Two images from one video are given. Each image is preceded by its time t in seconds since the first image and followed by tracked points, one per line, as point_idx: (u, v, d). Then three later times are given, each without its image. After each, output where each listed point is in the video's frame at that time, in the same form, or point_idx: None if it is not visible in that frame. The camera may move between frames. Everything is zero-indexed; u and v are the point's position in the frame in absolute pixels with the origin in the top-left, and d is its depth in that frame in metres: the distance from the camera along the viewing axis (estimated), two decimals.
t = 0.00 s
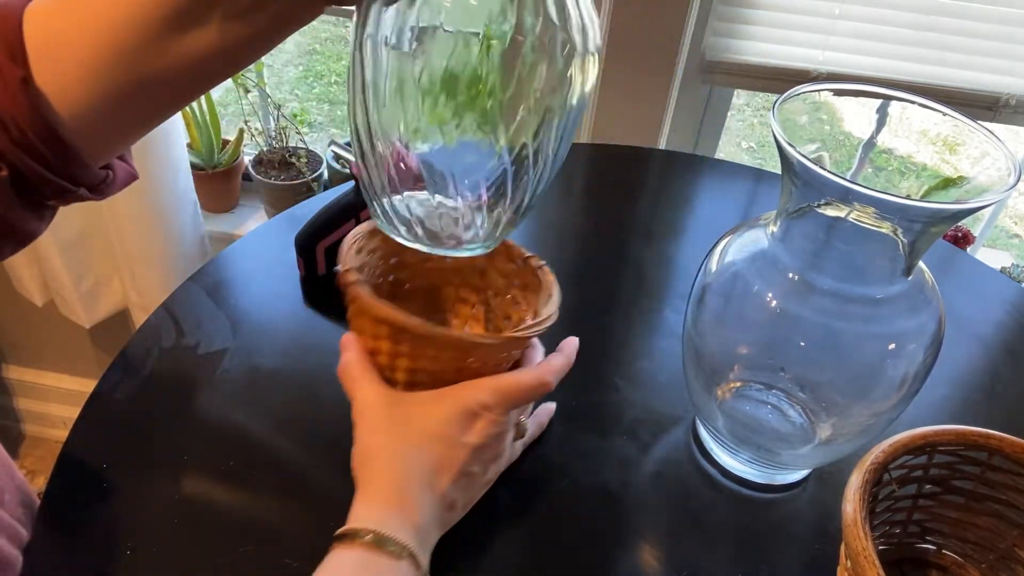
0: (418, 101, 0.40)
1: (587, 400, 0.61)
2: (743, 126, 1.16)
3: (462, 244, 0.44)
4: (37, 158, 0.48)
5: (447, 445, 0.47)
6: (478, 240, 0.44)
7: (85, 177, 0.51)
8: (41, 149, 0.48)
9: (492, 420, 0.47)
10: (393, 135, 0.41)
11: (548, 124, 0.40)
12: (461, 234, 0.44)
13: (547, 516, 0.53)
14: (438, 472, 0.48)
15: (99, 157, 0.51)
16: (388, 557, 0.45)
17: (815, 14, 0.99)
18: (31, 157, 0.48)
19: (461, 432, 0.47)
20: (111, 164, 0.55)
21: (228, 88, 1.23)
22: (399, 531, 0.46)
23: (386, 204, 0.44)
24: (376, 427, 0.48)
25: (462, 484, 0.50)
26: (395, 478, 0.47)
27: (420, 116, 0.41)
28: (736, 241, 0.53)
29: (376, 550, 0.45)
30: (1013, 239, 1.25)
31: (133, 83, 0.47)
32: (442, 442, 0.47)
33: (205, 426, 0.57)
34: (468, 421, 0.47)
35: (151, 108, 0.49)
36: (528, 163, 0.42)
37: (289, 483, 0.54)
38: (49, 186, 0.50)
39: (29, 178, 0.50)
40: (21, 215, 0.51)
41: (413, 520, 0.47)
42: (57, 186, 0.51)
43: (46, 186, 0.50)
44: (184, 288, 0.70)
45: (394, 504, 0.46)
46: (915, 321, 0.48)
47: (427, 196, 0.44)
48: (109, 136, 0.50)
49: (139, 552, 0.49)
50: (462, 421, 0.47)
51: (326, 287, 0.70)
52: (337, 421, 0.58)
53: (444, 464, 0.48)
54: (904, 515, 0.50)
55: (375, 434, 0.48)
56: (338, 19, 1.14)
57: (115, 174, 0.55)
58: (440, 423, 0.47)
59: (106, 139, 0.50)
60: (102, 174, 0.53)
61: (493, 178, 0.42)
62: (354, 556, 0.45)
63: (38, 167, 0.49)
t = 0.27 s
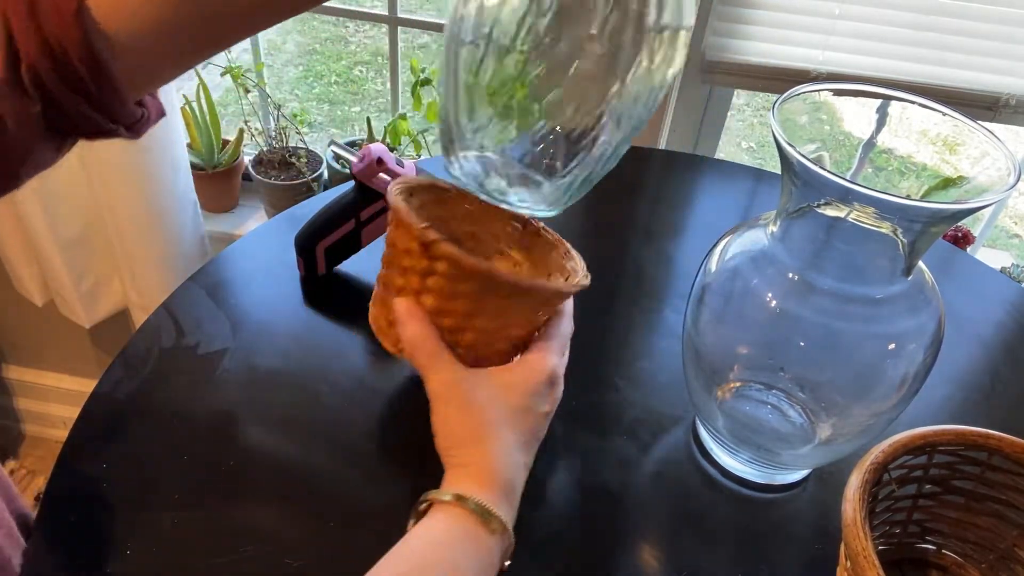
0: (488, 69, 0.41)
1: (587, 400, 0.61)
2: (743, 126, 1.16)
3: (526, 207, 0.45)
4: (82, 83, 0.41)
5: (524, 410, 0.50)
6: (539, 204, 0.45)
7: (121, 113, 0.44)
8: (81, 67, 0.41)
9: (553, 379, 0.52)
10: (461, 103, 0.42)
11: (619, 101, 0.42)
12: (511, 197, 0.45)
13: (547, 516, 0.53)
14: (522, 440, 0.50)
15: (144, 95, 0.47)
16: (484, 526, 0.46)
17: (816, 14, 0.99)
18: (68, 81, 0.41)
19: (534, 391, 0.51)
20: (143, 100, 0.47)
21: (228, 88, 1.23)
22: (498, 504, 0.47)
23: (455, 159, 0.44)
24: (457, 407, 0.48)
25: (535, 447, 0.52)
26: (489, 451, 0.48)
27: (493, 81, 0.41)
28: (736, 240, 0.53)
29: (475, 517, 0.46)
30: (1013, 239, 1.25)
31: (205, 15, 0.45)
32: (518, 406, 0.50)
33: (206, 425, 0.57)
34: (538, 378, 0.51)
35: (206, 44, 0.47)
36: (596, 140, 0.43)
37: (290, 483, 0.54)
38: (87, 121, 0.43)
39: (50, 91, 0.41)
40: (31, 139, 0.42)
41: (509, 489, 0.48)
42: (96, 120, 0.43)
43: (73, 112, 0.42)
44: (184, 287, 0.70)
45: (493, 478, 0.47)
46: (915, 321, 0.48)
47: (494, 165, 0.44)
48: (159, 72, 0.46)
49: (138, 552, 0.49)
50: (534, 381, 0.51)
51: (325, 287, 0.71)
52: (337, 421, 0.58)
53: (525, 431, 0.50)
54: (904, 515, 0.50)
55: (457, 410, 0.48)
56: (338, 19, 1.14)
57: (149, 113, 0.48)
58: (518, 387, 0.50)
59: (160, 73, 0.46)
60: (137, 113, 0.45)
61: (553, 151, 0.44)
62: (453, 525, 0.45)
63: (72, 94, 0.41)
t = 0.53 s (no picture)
0: (511, 90, 0.47)
1: (587, 400, 0.61)
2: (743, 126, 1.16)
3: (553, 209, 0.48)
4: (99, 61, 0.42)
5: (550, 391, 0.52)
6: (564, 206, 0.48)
7: (135, 97, 0.45)
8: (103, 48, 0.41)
9: (576, 360, 0.54)
10: (489, 116, 0.47)
11: (638, 117, 0.46)
12: (534, 202, 0.48)
13: (547, 516, 0.53)
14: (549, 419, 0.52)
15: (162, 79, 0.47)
16: (513, 504, 0.47)
17: (816, 14, 0.99)
18: (88, 62, 0.42)
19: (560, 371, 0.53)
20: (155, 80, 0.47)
21: (228, 88, 1.23)
22: (527, 482, 0.48)
23: (478, 159, 0.48)
24: (489, 387, 0.50)
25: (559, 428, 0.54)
26: (522, 430, 0.49)
27: (520, 99, 0.47)
28: (736, 242, 0.53)
29: (505, 495, 0.47)
30: (1013, 239, 1.25)
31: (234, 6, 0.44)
32: (547, 386, 0.52)
33: (206, 426, 0.57)
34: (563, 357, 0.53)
35: (233, 31, 0.46)
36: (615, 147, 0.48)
37: (290, 483, 0.54)
38: (101, 104, 0.44)
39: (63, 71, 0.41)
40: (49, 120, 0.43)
41: (539, 468, 0.49)
42: (110, 104, 0.44)
43: (87, 91, 0.43)
44: (184, 288, 0.70)
45: (525, 455, 0.49)
46: (914, 321, 0.48)
47: (513, 168, 0.49)
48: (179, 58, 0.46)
49: (138, 552, 0.49)
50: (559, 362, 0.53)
51: (324, 287, 0.71)
52: (337, 421, 0.58)
53: (552, 412, 0.52)
54: (904, 515, 0.50)
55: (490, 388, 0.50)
56: (337, 19, 1.13)
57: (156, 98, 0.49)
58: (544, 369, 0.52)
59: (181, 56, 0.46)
60: (149, 97, 0.47)
61: (569, 160, 0.49)
62: (486, 500, 0.47)
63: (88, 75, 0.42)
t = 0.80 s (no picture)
0: (515, 88, 0.47)
1: (587, 401, 0.61)
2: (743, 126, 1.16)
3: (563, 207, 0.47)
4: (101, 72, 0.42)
5: (547, 390, 0.51)
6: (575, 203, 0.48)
7: (138, 104, 0.45)
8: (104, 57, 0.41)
9: (583, 362, 0.52)
10: (492, 115, 0.47)
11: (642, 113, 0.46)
12: (543, 201, 0.47)
13: (547, 516, 0.53)
14: (543, 418, 0.51)
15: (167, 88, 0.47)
16: (506, 505, 0.47)
17: (816, 14, 0.99)
18: (92, 72, 0.42)
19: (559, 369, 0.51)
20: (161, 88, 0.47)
21: (228, 88, 1.23)
22: (515, 480, 0.48)
23: (485, 162, 0.48)
24: (481, 382, 0.50)
25: (560, 427, 0.53)
26: (510, 428, 0.49)
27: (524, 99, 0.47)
28: (736, 242, 0.53)
29: (497, 495, 0.47)
30: (1013, 239, 1.25)
31: (240, 16, 0.43)
32: (543, 387, 0.51)
33: (206, 426, 0.57)
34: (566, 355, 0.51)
35: (240, 39, 0.45)
36: (622, 143, 0.47)
37: (290, 483, 0.54)
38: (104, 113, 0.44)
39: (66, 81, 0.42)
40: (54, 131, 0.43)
41: (529, 467, 0.49)
42: (113, 112, 0.44)
43: (90, 100, 0.43)
44: (184, 288, 0.70)
45: (513, 454, 0.49)
46: (914, 321, 0.48)
47: (519, 168, 0.48)
48: (185, 65, 0.45)
49: (138, 553, 0.49)
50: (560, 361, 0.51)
51: (324, 287, 0.71)
52: (337, 421, 0.58)
53: (547, 411, 0.51)
54: (904, 515, 0.50)
55: (483, 384, 0.50)
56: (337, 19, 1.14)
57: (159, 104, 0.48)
58: (541, 367, 0.51)
59: (189, 62, 0.45)
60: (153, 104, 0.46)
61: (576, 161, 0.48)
62: (481, 499, 0.47)
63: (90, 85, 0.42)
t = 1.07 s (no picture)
0: (515, 96, 0.47)
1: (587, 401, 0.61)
2: (743, 126, 1.16)
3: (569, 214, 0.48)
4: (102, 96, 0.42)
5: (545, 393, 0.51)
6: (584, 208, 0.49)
7: (136, 122, 0.45)
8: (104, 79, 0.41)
9: (583, 366, 0.51)
10: (490, 127, 0.48)
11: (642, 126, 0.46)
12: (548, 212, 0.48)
13: (547, 515, 0.53)
14: (536, 419, 0.51)
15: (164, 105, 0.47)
16: (495, 503, 0.47)
17: (816, 14, 0.99)
18: (89, 91, 0.42)
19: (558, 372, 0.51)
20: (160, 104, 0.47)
21: (228, 88, 1.22)
22: (505, 477, 0.48)
23: (492, 177, 0.49)
24: (477, 376, 0.50)
25: (559, 430, 0.53)
26: (502, 428, 0.49)
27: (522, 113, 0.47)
28: (736, 242, 0.54)
29: (485, 492, 0.47)
30: (1013, 239, 1.25)
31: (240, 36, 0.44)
32: (539, 387, 0.51)
33: (206, 426, 0.57)
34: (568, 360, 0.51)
35: (238, 57, 0.45)
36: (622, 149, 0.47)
37: (291, 483, 0.54)
38: (104, 133, 0.44)
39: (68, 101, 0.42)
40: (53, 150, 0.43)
41: (518, 465, 0.49)
42: (112, 133, 0.44)
43: (87, 120, 0.43)
44: (184, 288, 0.70)
45: (504, 450, 0.49)
46: (915, 321, 0.48)
47: (527, 178, 0.49)
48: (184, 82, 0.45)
49: (138, 553, 0.49)
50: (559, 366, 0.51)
51: (324, 287, 0.71)
52: (337, 421, 0.58)
53: (542, 412, 0.51)
54: (904, 516, 0.50)
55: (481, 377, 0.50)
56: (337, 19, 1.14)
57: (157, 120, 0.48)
58: (541, 368, 0.51)
59: (189, 79, 0.45)
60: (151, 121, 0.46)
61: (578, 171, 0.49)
62: (466, 500, 0.47)
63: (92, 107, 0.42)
